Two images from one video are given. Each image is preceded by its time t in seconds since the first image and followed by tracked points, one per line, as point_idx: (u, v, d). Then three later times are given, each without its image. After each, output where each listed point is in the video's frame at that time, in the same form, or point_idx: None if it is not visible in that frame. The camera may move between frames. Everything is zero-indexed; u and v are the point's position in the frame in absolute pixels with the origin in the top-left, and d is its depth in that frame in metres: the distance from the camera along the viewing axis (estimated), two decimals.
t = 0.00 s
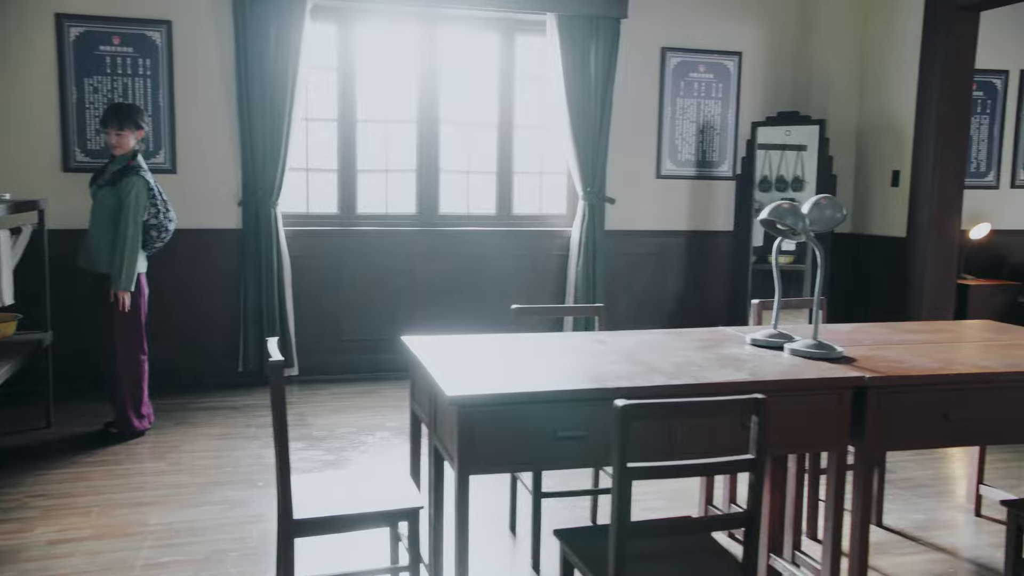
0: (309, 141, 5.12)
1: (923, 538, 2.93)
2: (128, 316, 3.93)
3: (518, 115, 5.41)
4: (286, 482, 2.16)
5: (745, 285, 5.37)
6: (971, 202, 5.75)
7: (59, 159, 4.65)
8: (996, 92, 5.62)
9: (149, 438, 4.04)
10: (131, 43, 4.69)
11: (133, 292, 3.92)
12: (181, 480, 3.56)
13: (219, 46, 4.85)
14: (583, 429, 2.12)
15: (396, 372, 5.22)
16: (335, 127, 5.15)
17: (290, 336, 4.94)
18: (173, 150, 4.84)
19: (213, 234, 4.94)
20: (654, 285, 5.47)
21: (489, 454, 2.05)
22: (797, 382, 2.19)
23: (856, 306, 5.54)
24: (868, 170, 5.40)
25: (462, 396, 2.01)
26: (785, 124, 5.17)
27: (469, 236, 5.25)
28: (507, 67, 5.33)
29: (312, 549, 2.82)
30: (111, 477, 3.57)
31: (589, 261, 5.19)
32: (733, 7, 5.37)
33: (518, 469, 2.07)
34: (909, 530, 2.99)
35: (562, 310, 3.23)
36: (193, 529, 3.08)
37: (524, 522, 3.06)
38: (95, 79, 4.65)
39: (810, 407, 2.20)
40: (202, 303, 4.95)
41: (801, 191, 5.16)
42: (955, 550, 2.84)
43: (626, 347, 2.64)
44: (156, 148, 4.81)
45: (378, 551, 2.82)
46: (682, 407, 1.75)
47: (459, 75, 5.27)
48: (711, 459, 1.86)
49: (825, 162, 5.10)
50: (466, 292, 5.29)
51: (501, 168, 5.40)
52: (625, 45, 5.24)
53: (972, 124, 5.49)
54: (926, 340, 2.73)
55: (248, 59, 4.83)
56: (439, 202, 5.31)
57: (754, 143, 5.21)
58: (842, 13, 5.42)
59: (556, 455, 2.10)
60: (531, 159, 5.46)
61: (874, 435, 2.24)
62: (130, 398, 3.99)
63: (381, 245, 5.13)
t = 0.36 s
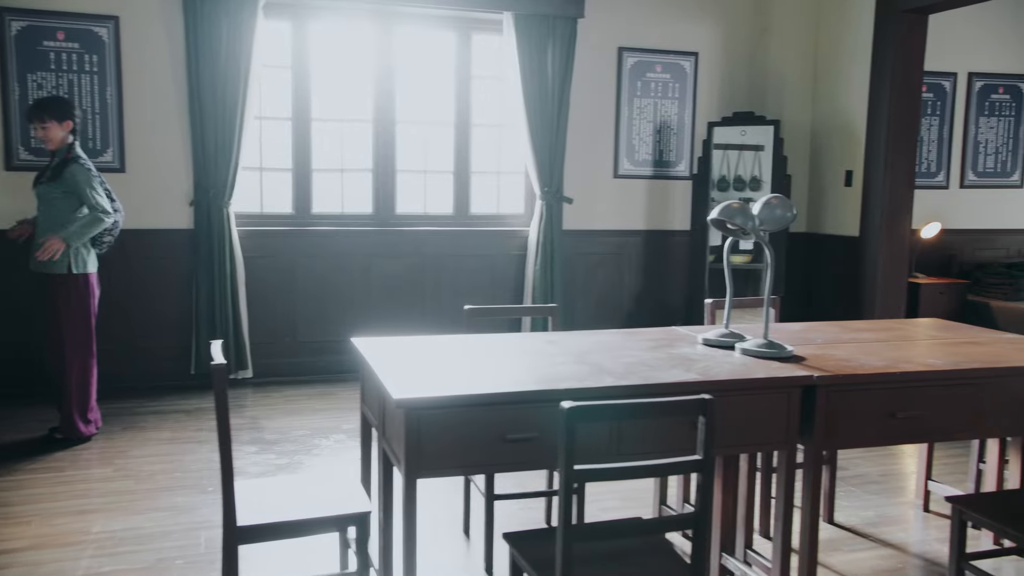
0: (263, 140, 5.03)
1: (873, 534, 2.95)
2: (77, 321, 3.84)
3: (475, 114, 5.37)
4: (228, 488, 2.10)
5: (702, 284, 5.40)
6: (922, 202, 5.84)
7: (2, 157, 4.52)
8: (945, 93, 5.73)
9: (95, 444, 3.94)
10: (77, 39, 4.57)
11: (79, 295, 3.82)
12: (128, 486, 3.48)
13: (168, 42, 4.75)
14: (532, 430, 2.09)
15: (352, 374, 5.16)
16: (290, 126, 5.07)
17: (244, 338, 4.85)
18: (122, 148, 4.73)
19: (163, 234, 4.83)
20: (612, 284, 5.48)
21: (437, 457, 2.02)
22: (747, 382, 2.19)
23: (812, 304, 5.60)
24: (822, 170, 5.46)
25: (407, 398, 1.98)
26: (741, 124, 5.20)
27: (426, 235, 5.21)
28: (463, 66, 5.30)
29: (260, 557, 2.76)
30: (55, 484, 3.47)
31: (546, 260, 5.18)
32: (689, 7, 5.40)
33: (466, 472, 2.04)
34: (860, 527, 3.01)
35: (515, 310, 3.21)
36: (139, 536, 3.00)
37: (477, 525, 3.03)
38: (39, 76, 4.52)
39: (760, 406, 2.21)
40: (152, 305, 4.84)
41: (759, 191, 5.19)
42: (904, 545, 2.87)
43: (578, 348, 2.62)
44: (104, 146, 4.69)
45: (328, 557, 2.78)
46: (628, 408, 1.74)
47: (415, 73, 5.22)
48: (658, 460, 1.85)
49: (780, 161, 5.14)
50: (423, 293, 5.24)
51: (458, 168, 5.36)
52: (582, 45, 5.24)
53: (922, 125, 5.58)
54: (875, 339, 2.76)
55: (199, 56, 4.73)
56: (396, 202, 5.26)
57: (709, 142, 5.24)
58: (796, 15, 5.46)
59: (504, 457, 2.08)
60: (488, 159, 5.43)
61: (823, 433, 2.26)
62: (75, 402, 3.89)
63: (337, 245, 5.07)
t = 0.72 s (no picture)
0: (215, 139, 4.93)
1: (825, 532, 2.97)
2: (17, 324, 3.72)
3: (431, 113, 5.33)
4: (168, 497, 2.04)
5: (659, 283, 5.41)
6: (875, 201, 5.92)
7: None
8: (896, 95, 5.82)
9: (38, 450, 3.82)
10: (19, 34, 4.44)
11: (18, 297, 3.70)
12: (71, 494, 3.38)
13: (115, 37, 4.63)
14: (480, 433, 2.07)
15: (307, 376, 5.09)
16: (242, 124, 4.97)
17: (195, 341, 4.75)
18: (67, 146, 4.60)
19: (111, 235, 4.71)
20: (570, 283, 5.47)
21: (382, 461, 1.99)
22: (696, 382, 2.19)
23: (767, 303, 5.65)
24: (776, 170, 5.51)
25: (351, 402, 1.94)
26: (696, 124, 5.23)
27: (383, 235, 5.16)
28: (419, 65, 5.25)
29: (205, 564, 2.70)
30: None
31: (504, 259, 5.16)
32: (644, 7, 5.41)
33: (411, 476, 2.01)
34: (812, 525, 3.03)
35: (468, 311, 3.17)
36: (80, 545, 2.91)
37: (430, 528, 3.00)
38: None
39: (708, 406, 2.20)
40: (99, 307, 4.72)
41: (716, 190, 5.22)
42: (854, 542, 2.89)
43: (530, 349, 2.60)
44: (48, 144, 4.56)
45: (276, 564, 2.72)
46: (573, 410, 1.72)
47: (370, 71, 5.16)
48: (605, 462, 1.84)
49: (735, 160, 5.17)
50: (379, 294, 5.19)
51: (414, 167, 5.31)
52: (538, 44, 5.22)
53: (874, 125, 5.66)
54: (825, 338, 2.77)
55: (147, 52, 4.62)
56: (351, 201, 5.20)
57: (665, 142, 5.26)
58: (751, 16, 5.50)
59: (451, 461, 2.04)
60: (445, 158, 5.39)
61: (773, 432, 2.26)
62: (17, 408, 3.77)
63: (290, 245, 4.99)
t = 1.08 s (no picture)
0: (165, 138, 4.82)
1: (778, 531, 2.98)
2: None
3: (387, 111, 5.27)
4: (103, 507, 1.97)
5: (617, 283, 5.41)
6: (830, 201, 5.99)
7: None
8: (850, 96, 5.89)
9: None
10: None
11: None
12: (11, 503, 3.27)
13: (59, 33, 4.50)
14: (427, 437, 2.03)
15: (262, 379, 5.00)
16: (193, 123, 4.87)
17: (145, 344, 4.65)
18: (10, 144, 4.47)
19: (56, 236, 4.59)
20: (529, 284, 5.45)
21: (327, 467, 1.94)
22: (645, 383, 2.17)
23: (724, 302, 5.68)
24: (733, 170, 5.55)
25: (294, 407, 1.89)
26: (653, 124, 5.24)
27: (339, 235, 5.09)
28: (375, 65, 5.19)
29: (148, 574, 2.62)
30: None
31: (461, 259, 5.12)
32: (602, 8, 5.41)
33: (357, 482, 1.97)
34: (765, 524, 3.04)
35: (420, 312, 3.13)
36: (19, 556, 2.82)
37: (382, 533, 2.95)
38: None
39: (660, 407, 2.19)
40: (44, 310, 4.59)
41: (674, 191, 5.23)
42: (806, 541, 2.91)
43: (481, 351, 2.56)
44: None
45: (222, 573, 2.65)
46: (520, 414, 1.69)
47: (325, 70, 5.09)
48: (553, 466, 1.82)
49: (692, 161, 5.19)
50: (334, 296, 5.12)
51: (370, 167, 5.25)
52: (495, 43, 5.20)
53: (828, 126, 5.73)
54: (777, 337, 2.78)
55: (93, 48, 4.50)
56: (306, 201, 5.12)
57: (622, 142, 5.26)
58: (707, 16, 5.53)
59: (398, 465, 2.00)
60: (402, 158, 5.34)
61: (723, 433, 2.26)
62: None
63: (244, 246, 4.90)
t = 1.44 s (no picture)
0: (116, 136, 4.71)
1: (735, 531, 2.98)
2: None
3: (346, 111, 5.20)
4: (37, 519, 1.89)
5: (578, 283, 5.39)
6: (789, 201, 6.03)
7: None
8: (809, 97, 5.95)
9: None
10: None
11: None
12: None
13: (4, 28, 4.37)
14: (376, 442, 1.98)
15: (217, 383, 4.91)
16: (145, 122, 4.76)
17: (95, 347, 4.54)
18: None
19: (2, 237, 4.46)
20: (489, 284, 5.42)
21: (271, 474, 1.89)
22: (598, 385, 2.15)
23: (684, 302, 5.69)
24: (693, 170, 5.56)
25: (236, 413, 1.83)
26: (613, 124, 5.24)
27: (297, 237, 5.01)
28: (333, 63, 5.12)
29: None
30: None
31: (421, 260, 5.08)
32: (563, 7, 5.39)
33: (303, 489, 1.92)
34: (722, 524, 3.04)
35: (374, 314, 3.08)
36: None
37: (336, 539, 2.89)
38: None
39: (613, 409, 2.17)
40: None
41: (635, 191, 5.23)
42: (763, 541, 2.91)
43: (434, 353, 2.52)
44: None
45: None
46: (466, 419, 1.66)
47: (281, 68, 5.01)
48: (502, 471, 1.79)
49: (652, 160, 5.20)
50: (291, 298, 5.04)
51: (328, 166, 5.18)
52: (455, 42, 5.15)
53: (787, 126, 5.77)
54: (733, 338, 2.77)
55: (39, 44, 4.37)
56: (263, 202, 5.03)
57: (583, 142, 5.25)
58: (666, 16, 5.54)
59: (345, 471, 1.96)
60: (360, 157, 5.27)
61: (677, 435, 2.24)
62: None
63: (198, 247, 4.80)
